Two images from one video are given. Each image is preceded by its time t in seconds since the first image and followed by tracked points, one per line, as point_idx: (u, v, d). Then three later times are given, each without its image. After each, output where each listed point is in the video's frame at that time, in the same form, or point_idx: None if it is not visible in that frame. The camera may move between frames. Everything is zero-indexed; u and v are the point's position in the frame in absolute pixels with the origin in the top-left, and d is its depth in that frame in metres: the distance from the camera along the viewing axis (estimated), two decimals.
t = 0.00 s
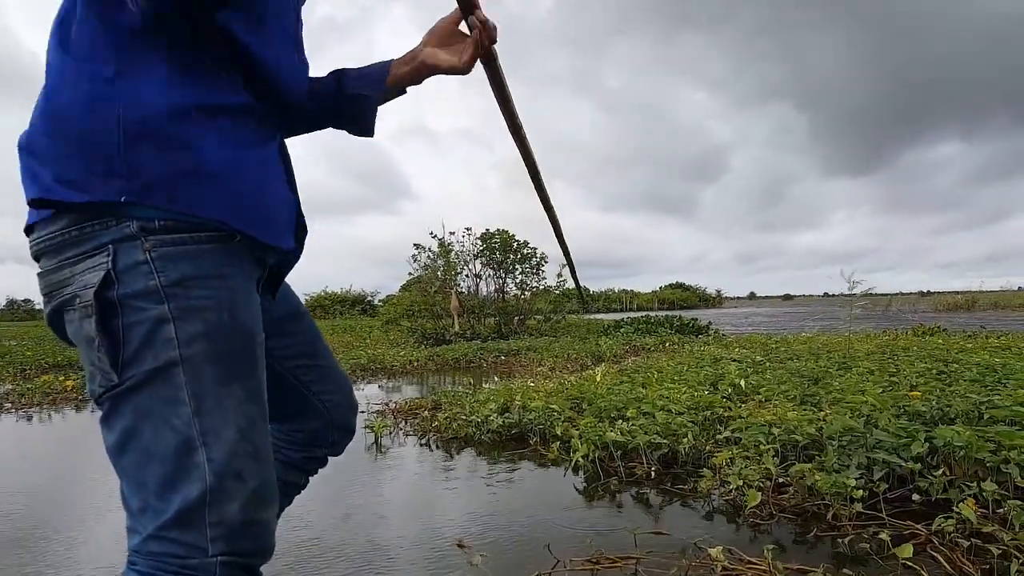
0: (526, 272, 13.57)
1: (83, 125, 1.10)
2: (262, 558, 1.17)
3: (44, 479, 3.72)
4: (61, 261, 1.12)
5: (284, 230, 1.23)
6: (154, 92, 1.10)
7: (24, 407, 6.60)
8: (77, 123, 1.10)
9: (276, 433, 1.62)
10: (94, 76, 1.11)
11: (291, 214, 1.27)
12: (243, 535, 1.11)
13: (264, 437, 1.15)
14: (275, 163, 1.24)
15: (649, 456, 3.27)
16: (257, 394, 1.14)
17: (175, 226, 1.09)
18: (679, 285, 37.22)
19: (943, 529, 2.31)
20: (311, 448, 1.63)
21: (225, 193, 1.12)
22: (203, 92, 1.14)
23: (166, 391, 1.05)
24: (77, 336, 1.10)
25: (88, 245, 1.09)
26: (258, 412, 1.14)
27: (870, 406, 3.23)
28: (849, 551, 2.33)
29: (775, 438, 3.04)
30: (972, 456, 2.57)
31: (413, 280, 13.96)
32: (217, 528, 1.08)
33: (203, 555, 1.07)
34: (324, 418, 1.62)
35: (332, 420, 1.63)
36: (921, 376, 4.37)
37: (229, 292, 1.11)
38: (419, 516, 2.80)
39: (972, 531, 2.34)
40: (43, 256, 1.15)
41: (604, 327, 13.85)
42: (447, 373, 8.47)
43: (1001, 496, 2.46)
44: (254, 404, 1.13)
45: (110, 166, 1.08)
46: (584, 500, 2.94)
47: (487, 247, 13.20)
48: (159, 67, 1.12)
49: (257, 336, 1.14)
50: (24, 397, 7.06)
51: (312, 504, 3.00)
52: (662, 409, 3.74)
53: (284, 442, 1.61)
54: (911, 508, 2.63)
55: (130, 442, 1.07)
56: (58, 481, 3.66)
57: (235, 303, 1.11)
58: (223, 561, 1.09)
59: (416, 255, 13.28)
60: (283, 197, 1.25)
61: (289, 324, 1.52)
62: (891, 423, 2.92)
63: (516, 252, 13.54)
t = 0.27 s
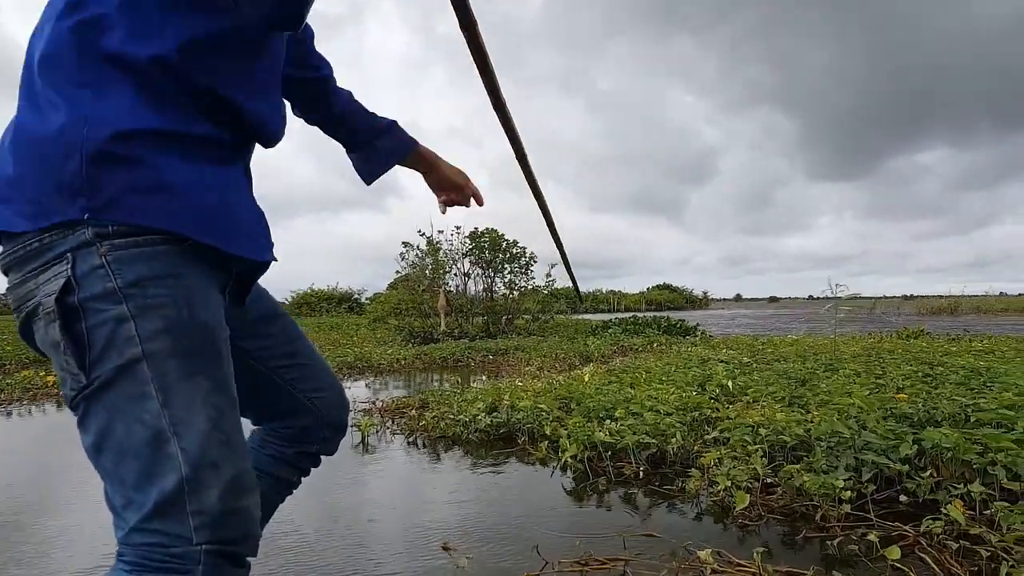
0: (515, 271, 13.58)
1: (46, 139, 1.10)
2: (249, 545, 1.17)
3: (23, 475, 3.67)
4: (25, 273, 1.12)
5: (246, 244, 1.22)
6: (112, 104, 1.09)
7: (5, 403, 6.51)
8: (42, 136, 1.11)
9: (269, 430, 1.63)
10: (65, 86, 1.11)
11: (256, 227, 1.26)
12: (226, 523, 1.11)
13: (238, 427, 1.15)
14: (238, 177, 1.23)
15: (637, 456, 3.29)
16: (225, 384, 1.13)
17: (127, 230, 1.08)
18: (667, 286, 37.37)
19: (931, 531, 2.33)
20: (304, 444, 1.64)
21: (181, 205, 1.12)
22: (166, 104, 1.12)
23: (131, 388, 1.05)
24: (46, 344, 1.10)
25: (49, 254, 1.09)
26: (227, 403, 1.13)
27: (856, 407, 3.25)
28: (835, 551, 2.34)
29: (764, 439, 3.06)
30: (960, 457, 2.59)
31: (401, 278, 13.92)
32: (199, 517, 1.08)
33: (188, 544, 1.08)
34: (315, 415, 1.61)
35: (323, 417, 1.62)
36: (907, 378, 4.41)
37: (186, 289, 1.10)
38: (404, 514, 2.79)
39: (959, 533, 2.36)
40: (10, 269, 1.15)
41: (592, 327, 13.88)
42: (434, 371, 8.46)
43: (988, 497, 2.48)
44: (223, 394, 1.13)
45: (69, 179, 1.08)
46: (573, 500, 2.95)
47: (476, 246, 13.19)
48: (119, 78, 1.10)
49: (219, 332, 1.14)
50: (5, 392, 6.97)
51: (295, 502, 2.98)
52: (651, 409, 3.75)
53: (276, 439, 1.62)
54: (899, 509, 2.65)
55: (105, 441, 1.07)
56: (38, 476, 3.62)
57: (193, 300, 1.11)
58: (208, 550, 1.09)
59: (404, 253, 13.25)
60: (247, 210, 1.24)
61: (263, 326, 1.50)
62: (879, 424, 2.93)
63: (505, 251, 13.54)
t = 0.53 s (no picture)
0: (499, 271, 13.57)
1: (11, 142, 1.11)
2: (227, 542, 1.15)
3: None
4: None
5: (195, 265, 1.20)
6: (70, 116, 1.08)
7: None
8: (10, 138, 1.12)
9: (246, 433, 1.62)
10: (44, 94, 1.12)
11: (209, 249, 1.23)
12: (202, 519, 1.09)
13: (208, 426, 1.14)
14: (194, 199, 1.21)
15: (620, 458, 3.29)
16: (190, 385, 1.12)
17: (85, 244, 1.07)
18: (650, 288, 37.57)
19: (912, 536, 2.35)
20: (283, 445, 1.62)
21: (129, 221, 1.09)
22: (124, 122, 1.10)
23: (95, 394, 1.04)
24: (11, 358, 1.10)
25: (10, 270, 1.09)
26: (195, 403, 1.12)
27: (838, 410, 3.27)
28: (815, 555, 2.36)
29: (746, 442, 3.07)
30: (942, 465, 2.59)
31: (385, 277, 13.86)
32: (176, 514, 1.06)
33: (165, 541, 1.06)
34: (293, 415, 1.60)
35: (301, 417, 1.61)
36: (889, 383, 4.45)
37: (145, 297, 1.09)
38: (382, 516, 2.77)
39: (940, 538, 2.37)
40: None
41: (576, 328, 13.92)
42: (417, 370, 8.44)
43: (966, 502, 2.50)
44: (190, 395, 1.12)
45: (26, 184, 1.08)
46: (556, 503, 2.95)
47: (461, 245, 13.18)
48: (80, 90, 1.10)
49: (183, 337, 1.13)
50: None
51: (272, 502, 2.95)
52: (634, 412, 3.76)
53: (254, 441, 1.60)
54: (879, 515, 2.66)
55: (76, 449, 1.06)
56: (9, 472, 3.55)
57: (153, 308, 1.10)
58: (186, 547, 1.08)
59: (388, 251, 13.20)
60: (200, 233, 1.21)
61: (234, 332, 1.48)
62: (861, 429, 2.93)
63: (489, 251, 13.54)
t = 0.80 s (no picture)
0: (484, 270, 13.56)
1: (7, 142, 1.12)
2: (213, 531, 1.17)
3: None
4: None
5: (187, 267, 1.22)
6: (68, 118, 1.10)
7: None
8: (5, 138, 1.13)
9: (233, 428, 1.59)
10: (43, 95, 1.13)
11: (199, 251, 1.26)
12: (188, 508, 1.11)
13: (195, 420, 1.16)
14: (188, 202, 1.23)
15: (606, 457, 3.30)
16: (179, 379, 1.15)
17: (82, 241, 1.09)
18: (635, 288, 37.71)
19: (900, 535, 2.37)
20: (271, 440, 1.60)
21: (127, 222, 1.12)
22: (121, 125, 1.12)
23: (88, 386, 1.06)
24: (7, 349, 1.11)
25: (7, 263, 1.10)
26: (183, 396, 1.14)
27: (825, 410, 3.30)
28: (803, 554, 2.37)
29: (733, 442, 3.07)
30: (928, 464, 2.61)
31: (369, 275, 13.77)
32: (163, 502, 1.08)
33: (153, 528, 1.07)
34: (282, 411, 1.58)
35: (291, 412, 1.59)
36: (873, 384, 4.49)
37: (139, 294, 1.11)
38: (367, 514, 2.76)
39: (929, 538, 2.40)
40: None
41: (561, 327, 13.93)
42: (401, 369, 8.39)
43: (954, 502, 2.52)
44: (179, 389, 1.14)
45: (23, 184, 1.09)
46: (542, 501, 2.95)
47: (446, 243, 13.14)
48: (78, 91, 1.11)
49: (174, 333, 1.15)
50: None
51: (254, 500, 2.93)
52: (620, 411, 3.76)
53: (241, 436, 1.58)
54: (866, 514, 2.67)
55: (67, 439, 1.07)
56: None
57: (146, 304, 1.12)
58: (173, 535, 1.09)
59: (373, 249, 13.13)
60: (191, 236, 1.23)
61: (223, 329, 1.48)
62: (849, 429, 2.95)
63: (474, 249, 13.51)
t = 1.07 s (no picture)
0: (475, 266, 13.54)
1: (5, 130, 1.11)
2: (195, 523, 1.16)
3: None
4: None
5: (183, 258, 1.21)
6: (65, 107, 1.09)
7: None
8: (3, 126, 1.12)
9: (225, 421, 1.58)
10: (42, 83, 1.12)
11: (195, 241, 1.25)
12: (172, 499, 1.10)
13: (183, 410, 1.14)
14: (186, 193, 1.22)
15: (598, 456, 3.29)
16: (169, 370, 1.13)
17: (76, 230, 1.07)
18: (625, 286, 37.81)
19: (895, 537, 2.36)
20: (263, 433, 1.58)
21: (124, 212, 1.10)
22: (118, 114, 1.10)
23: (77, 374, 1.04)
24: None
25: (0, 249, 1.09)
26: (172, 387, 1.13)
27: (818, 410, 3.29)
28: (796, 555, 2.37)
29: (725, 442, 3.07)
30: (922, 466, 2.61)
31: (359, 270, 13.74)
32: (145, 493, 1.07)
33: (134, 519, 1.07)
34: (275, 404, 1.56)
35: (283, 406, 1.57)
36: (866, 384, 4.50)
37: (132, 283, 1.10)
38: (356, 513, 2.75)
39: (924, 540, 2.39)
40: None
41: (551, 324, 13.95)
42: (391, 365, 8.37)
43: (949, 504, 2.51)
44: (168, 380, 1.13)
45: (20, 173, 1.08)
46: (533, 501, 2.95)
47: (437, 240, 13.11)
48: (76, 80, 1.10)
49: (165, 323, 1.14)
50: None
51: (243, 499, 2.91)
52: (612, 409, 3.76)
53: (233, 429, 1.57)
54: (859, 516, 2.67)
55: (53, 425, 1.06)
56: None
57: (138, 293, 1.10)
58: (154, 526, 1.08)
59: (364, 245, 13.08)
60: (189, 226, 1.22)
61: (217, 322, 1.48)
62: (843, 430, 2.94)
63: (465, 246, 13.49)
